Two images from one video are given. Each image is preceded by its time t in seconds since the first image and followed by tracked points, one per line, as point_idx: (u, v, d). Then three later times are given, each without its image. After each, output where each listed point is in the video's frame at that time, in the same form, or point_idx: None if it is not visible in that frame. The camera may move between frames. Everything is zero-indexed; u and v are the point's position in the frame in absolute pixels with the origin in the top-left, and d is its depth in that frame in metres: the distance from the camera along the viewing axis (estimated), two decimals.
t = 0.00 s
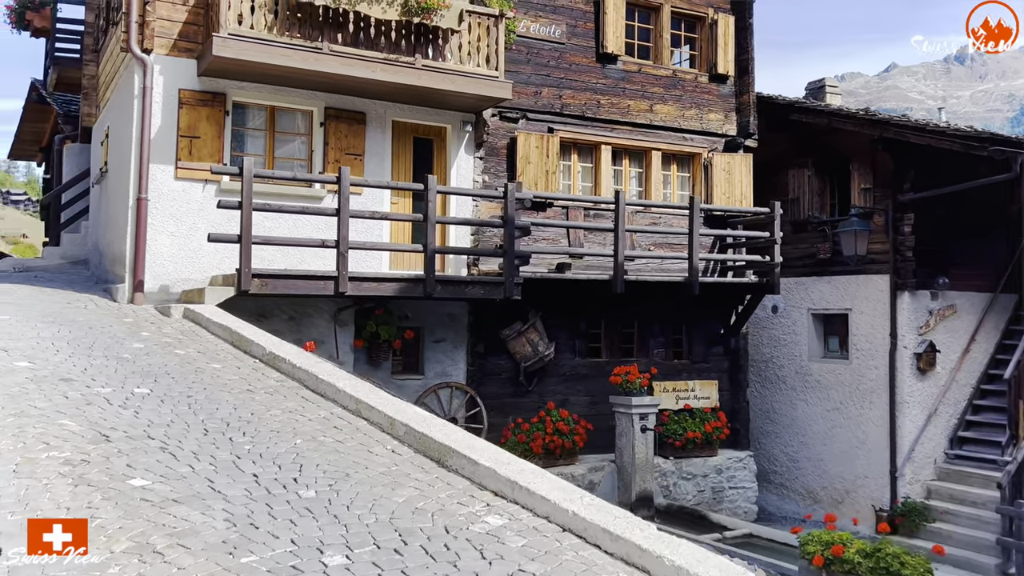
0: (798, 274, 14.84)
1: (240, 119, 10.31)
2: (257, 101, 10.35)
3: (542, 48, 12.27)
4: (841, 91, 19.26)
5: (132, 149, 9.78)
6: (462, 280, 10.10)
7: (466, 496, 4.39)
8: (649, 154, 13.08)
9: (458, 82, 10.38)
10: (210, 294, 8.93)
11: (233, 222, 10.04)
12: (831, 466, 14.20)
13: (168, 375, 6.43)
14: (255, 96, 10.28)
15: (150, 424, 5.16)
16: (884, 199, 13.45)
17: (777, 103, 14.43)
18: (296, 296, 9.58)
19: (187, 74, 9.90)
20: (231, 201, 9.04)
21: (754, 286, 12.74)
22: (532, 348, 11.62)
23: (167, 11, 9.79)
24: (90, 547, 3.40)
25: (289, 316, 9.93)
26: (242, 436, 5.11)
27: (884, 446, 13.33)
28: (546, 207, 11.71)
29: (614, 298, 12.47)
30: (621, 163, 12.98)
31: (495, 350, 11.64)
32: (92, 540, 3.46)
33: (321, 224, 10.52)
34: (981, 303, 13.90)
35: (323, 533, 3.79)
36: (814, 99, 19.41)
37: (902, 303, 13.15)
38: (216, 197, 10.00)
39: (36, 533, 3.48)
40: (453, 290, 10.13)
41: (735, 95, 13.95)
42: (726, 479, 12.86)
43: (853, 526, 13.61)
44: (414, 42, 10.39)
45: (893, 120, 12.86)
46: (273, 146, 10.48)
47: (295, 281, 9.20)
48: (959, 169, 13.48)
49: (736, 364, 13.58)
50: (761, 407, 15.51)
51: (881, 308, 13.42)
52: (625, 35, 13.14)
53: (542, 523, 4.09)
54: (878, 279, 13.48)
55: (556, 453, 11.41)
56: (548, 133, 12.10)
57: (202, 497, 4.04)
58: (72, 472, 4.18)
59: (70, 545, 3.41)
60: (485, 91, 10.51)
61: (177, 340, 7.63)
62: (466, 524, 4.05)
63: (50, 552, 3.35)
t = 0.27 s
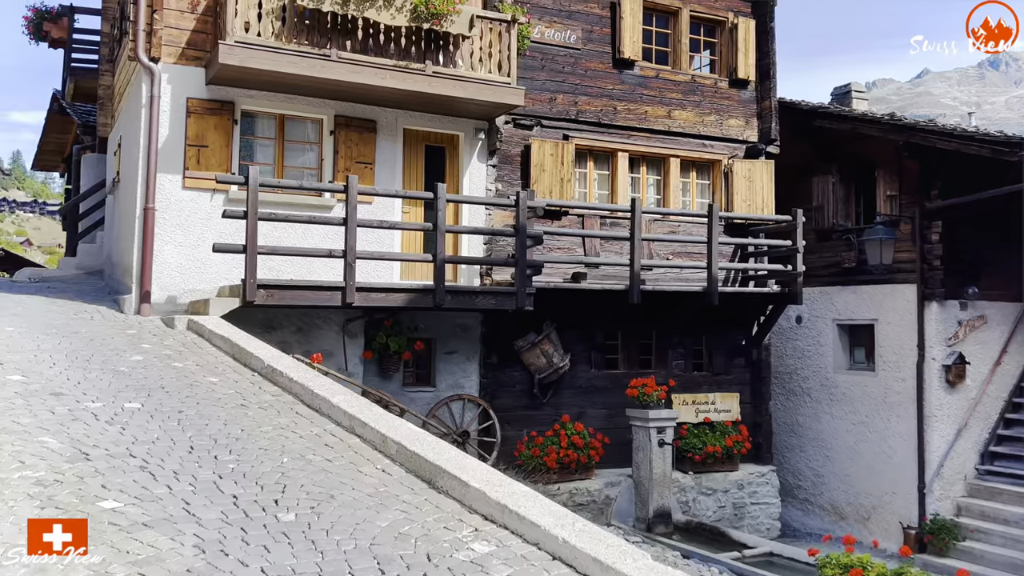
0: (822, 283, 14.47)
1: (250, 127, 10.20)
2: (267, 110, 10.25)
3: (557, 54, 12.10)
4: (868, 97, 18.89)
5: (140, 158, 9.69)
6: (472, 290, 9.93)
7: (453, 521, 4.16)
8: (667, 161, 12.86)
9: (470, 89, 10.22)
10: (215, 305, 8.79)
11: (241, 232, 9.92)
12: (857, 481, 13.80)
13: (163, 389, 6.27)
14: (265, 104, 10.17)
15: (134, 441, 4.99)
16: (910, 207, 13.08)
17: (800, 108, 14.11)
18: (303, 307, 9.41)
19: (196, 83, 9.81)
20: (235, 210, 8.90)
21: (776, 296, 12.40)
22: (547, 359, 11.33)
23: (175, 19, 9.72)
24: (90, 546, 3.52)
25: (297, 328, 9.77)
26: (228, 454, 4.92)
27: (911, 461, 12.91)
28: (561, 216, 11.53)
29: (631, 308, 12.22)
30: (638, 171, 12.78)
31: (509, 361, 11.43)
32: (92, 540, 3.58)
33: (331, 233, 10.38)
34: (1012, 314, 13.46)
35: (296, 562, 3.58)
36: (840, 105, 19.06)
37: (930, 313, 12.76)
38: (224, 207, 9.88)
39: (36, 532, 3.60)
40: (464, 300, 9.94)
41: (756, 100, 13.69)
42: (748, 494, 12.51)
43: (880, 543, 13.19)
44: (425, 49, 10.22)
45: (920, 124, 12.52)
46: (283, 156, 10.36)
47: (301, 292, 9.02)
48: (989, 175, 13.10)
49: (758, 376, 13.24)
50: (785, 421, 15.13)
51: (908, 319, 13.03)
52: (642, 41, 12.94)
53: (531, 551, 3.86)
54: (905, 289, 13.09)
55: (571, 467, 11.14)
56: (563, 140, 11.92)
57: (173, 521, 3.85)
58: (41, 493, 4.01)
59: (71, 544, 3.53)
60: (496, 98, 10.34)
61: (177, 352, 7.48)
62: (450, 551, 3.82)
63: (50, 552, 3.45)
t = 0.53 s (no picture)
0: (843, 289, 14.11)
1: (254, 131, 10.05)
2: (271, 113, 10.10)
3: (568, 55, 11.90)
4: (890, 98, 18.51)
5: (142, 162, 9.57)
6: (478, 295, 9.71)
7: (433, 536, 3.94)
8: (682, 163, 12.62)
9: (477, 91, 10.03)
10: (214, 310, 8.62)
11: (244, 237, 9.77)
12: (879, 492, 13.41)
13: (151, 396, 6.09)
14: (269, 106, 10.02)
15: (111, 450, 4.81)
16: (933, 209, 12.72)
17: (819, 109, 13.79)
18: (306, 312, 9.22)
19: (199, 85, 9.69)
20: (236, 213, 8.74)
21: (794, 301, 12.14)
22: (557, 366, 11.09)
23: (178, 21, 9.60)
24: (89, 547, 3.55)
25: (300, 333, 9.57)
26: (206, 464, 4.73)
27: (935, 472, 12.52)
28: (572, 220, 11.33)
29: (644, 314, 11.94)
30: (652, 174, 12.55)
31: (519, 368, 11.20)
32: (91, 540, 3.61)
33: (337, 237, 10.21)
34: None
35: None
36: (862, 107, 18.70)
37: (953, 319, 12.38)
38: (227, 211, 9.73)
39: (36, 532, 3.63)
40: (470, 306, 9.74)
41: (773, 101, 13.40)
42: (765, 506, 12.17)
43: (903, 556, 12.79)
44: (431, 49, 10.05)
45: (942, 124, 12.16)
46: (288, 159, 10.20)
47: (302, 297, 8.84)
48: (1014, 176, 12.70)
49: (776, 384, 12.89)
50: (805, 430, 14.76)
51: (931, 325, 12.65)
52: (656, 41, 12.72)
53: (512, 570, 3.63)
54: (928, 294, 12.71)
55: (582, 477, 10.87)
56: (574, 143, 11.73)
57: (134, 534, 3.69)
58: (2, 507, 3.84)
59: (71, 544, 3.56)
60: (504, 99, 10.14)
61: (172, 359, 7.30)
62: (424, 568, 3.60)
63: (50, 552, 3.49)
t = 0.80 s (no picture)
0: (860, 296, 13.75)
1: (254, 135, 9.88)
2: (271, 117, 9.93)
3: (575, 57, 11.67)
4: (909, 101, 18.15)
5: (139, 168, 9.40)
6: (480, 303, 9.46)
7: (405, 561, 3.69)
8: (693, 168, 12.37)
9: (480, 93, 9.82)
10: (209, 318, 8.43)
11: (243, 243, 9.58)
12: (898, 505, 13.02)
13: (132, 408, 5.88)
14: (268, 111, 9.85)
15: (79, 465, 4.61)
16: (952, 214, 12.36)
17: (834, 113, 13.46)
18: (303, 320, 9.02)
19: (197, 89, 9.52)
20: (231, 219, 8.54)
21: (809, 309, 11.76)
22: (564, 376, 10.85)
23: (175, 24, 9.45)
24: (90, 547, 3.64)
25: (299, 342, 9.37)
26: (177, 480, 4.51)
27: (956, 485, 12.12)
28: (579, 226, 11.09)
29: (654, 322, 11.66)
30: (662, 179, 12.31)
31: (524, 377, 10.94)
32: (92, 540, 3.69)
33: (338, 244, 10.02)
34: None
35: None
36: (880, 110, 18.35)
37: (974, 328, 12.02)
38: (225, 217, 9.55)
39: (36, 532, 3.69)
40: (472, 313, 9.50)
41: (787, 104, 13.10)
42: (780, 520, 11.83)
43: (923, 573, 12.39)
44: (432, 52, 9.84)
45: (961, 126, 11.82)
46: (288, 164, 10.01)
47: (299, 305, 8.64)
48: None
49: (791, 394, 12.55)
50: (822, 441, 14.39)
51: (951, 333, 12.27)
52: (665, 43, 12.47)
53: None
54: (947, 301, 12.34)
55: (589, 489, 10.58)
56: (581, 147, 11.49)
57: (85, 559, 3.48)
58: None
59: (71, 544, 3.64)
60: (508, 102, 9.92)
61: (160, 368, 7.10)
62: None
63: (50, 552, 3.55)
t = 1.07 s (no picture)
0: (871, 299, 13.45)
1: (248, 135, 9.72)
2: (266, 116, 9.75)
3: (577, 56, 11.46)
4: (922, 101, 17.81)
5: (131, 168, 9.26)
6: (477, 305, 9.27)
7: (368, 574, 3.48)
8: (699, 168, 12.13)
9: (477, 92, 9.62)
10: (198, 321, 8.26)
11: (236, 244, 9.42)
12: (910, 514, 12.69)
13: (108, 411, 5.70)
14: (263, 110, 9.68)
15: (41, 471, 4.43)
16: (965, 215, 12.07)
17: (844, 112, 13.17)
18: (296, 322, 8.82)
19: (190, 88, 9.38)
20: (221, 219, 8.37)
21: (817, 313, 11.53)
22: (566, 380, 10.68)
23: (168, 22, 9.30)
24: (90, 547, 3.59)
25: (292, 345, 9.18)
26: (140, 486, 4.31)
27: (970, 493, 11.81)
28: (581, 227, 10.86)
29: (658, 325, 11.41)
30: (667, 179, 12.07)
31: (525, 382, 10.72)
32: (93, 539, 3.66)
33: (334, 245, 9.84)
34: None
35: None
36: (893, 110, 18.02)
37: (988, 332, 11.70)
38: (218, 218, 9.38)
39: (36, 533, 3.66)
40: (469, 316, 9.29)
41: (795, 103, 12.83)
42: (788, 528, 11.54)
43: None
44: (429, 49, 9.67)
45: (974, 125, 11.53)
46: (283, 164, 9.84)
47: (291, 307, 8.45)
48: None
49: (800, 399, 12.26)
50: (833, 447, 14.08)
51: (964, 338, 11.96)
52: (670, 41, 12.24)
53: None
54: (960, 304, 12.03)
55: (591, 496, 10.34)
56: (584, 147, 11.28)
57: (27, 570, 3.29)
58: None
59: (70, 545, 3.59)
60: (506, 100, 9.72)
61: (143, 371, 6.92)
62: None
63: (50, 552, 3.52)
